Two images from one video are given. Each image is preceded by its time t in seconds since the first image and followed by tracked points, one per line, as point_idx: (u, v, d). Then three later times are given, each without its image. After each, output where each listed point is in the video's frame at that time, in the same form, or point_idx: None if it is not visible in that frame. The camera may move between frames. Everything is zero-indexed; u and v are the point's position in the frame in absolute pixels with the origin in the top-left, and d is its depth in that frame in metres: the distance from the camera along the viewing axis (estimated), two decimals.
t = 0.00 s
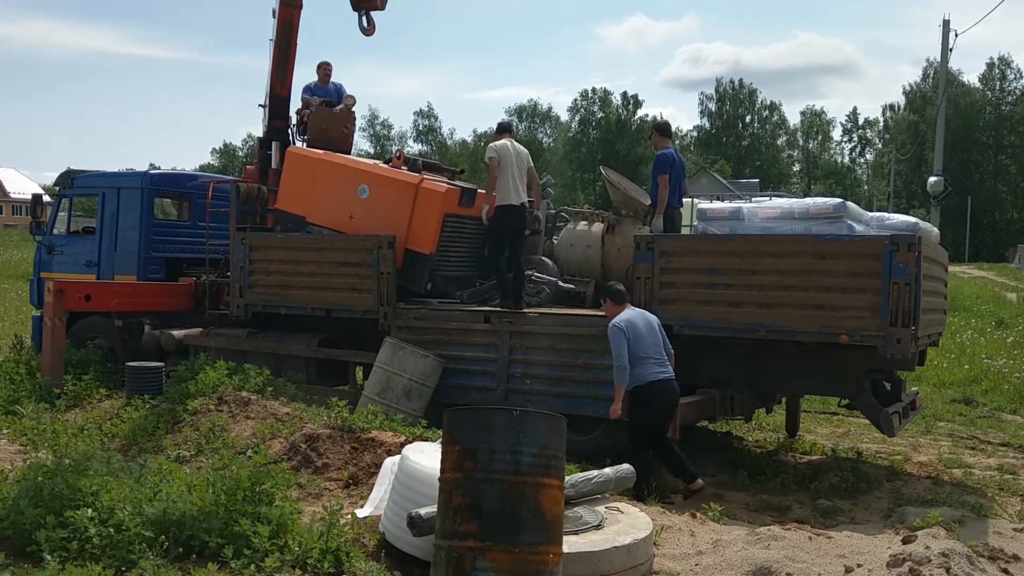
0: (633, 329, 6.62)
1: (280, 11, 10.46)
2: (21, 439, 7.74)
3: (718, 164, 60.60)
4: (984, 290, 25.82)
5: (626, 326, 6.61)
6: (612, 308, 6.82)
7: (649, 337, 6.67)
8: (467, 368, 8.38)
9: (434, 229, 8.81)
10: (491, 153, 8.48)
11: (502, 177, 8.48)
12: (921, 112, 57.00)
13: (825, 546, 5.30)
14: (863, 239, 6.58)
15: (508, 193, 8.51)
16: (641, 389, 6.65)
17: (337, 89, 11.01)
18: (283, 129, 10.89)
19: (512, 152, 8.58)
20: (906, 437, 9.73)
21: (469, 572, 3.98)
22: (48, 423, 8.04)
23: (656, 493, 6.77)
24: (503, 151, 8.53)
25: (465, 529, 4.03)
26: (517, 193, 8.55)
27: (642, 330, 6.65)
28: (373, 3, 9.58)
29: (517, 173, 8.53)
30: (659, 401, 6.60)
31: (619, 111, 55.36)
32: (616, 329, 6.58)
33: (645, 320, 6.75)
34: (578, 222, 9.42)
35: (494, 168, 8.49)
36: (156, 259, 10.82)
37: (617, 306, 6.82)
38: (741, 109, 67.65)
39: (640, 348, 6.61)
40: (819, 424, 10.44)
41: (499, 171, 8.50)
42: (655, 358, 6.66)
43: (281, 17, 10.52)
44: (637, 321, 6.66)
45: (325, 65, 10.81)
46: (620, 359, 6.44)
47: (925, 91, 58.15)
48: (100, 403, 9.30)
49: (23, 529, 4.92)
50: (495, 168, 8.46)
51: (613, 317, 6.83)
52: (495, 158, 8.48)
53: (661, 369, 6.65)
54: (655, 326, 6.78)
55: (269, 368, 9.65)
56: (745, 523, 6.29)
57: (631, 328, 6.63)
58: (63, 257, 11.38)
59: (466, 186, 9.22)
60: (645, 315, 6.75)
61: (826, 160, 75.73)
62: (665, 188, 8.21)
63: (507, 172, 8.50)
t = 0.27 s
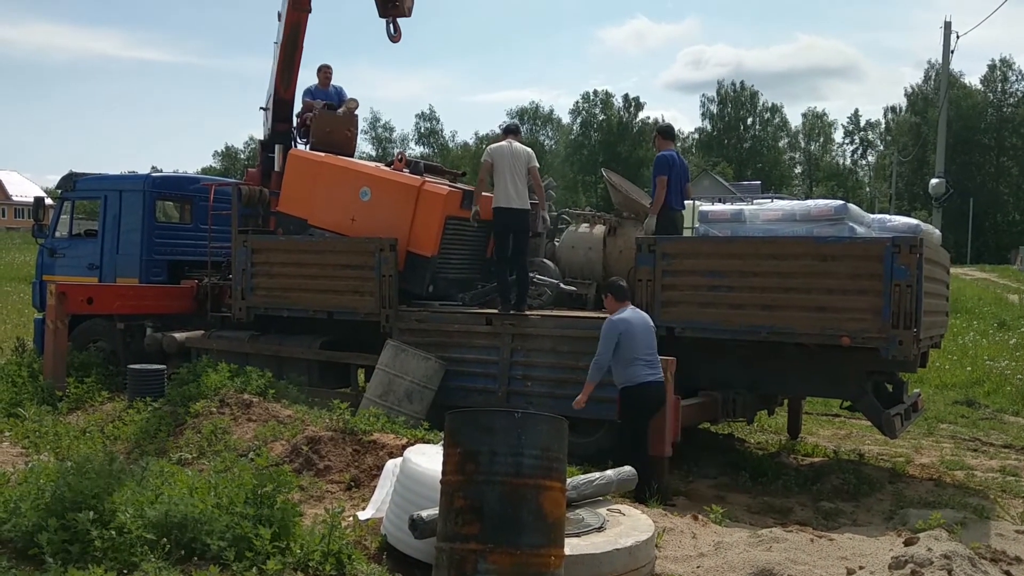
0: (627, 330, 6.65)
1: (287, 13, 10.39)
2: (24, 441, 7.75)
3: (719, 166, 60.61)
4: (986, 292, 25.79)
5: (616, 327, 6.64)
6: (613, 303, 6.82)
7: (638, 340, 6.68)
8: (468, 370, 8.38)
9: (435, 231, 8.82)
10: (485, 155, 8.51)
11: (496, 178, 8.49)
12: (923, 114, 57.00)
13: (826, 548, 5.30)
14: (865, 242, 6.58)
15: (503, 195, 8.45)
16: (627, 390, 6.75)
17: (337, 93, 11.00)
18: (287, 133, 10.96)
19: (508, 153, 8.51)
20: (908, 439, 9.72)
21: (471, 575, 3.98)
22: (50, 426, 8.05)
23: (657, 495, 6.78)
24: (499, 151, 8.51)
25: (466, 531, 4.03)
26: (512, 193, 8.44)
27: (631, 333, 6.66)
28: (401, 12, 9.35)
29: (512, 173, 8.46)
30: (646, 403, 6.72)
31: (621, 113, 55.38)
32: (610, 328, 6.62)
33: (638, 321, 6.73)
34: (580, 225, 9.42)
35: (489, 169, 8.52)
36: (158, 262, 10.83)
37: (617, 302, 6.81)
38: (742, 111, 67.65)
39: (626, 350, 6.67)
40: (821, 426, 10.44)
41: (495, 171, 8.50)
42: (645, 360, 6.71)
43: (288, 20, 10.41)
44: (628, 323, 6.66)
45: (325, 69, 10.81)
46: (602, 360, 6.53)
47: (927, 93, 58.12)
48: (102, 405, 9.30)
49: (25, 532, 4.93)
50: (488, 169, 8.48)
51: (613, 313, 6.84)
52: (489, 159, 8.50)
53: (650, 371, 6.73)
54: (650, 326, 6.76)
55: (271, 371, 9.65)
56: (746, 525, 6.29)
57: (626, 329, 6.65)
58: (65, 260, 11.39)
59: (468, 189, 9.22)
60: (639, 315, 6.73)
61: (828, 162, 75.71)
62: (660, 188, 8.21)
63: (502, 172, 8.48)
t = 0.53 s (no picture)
0: (619, 333, 6.68)
1: (294, 16, 10.35)
2: (24, 444, 7.75)
3: (720, 168, 60.61)
4: (987, 294, 25.78)
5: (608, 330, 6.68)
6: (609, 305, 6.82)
7: (627, 344, 6.72)
8: (469, 372, 8.38)
9: (436, 233, 8.82)
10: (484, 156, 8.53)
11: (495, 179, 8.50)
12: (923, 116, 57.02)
13: (827, 550, 5.30)
14: (865, 243, 6.59)
15: (498, 195, 8.47)
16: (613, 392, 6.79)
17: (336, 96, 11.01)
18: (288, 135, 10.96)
19: (507, 154, 8.52)
20: (909, 441, 9.72)
21: None
22: (51, 429, 8.05)
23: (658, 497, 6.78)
24: (498, 152, 8.52)
25: (466, 534, 4.03)
26: (506, 194, 8.44)
27: (621, 337, 6.70)
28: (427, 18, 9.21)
29: (510, 174, 8.45)
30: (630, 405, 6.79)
31: (622, 115, 55.39)
32: (603, 330, 6.66)
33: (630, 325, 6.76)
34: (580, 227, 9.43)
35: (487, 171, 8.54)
36: (159, 265, 10.84)
37: (614, 304, 6.83)
38: (743, 113, 67.68)
39: (615, 354, 6.72)
40: (822, 428, 10.43)
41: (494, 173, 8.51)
42: (634, 364, 6.75)
43: (295, 23, 10.38)
44: (619, 326, 6.70)
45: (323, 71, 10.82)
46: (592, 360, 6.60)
47: (928, 95, 58.13)
48: (103, 408, 9.29)
49: (26, 535, 4.93)
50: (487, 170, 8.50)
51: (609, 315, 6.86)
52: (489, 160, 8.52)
53: (637, 376, 6.77)
54: (641, 332, 6.79)
55: (271, 373, 9.66)
56: (747, 527, 6.29)
57: (617, 332, 6.70)
58: (66, 263, 11.40)
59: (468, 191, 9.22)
60: (632, 320, 6.75)
61: (829, 163, 75.70)
62: (661, 189, 8.18)
63: (501, 173, 8.49)
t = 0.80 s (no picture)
0: (603, 333, 6.97)
1: (299, 18, 10.20)
2: (24, 446, 7.75)
3: (719, 170, 60.63)
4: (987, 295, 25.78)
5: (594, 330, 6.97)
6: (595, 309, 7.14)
7: (611, 345, 6.98)
8: (468, 374, 8.39)
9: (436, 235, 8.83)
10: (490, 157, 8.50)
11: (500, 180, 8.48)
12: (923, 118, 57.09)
13: (826, 552, 5.30)
14: (864, 245, 6.59)
15: (501, 197, 8.45)
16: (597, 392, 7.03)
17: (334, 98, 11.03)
18: (288, 136, 10.95)
19: (512, 156, 8.49)
20: (909, 442, 9.72)
21: None
22: (50, 431, 8.05)
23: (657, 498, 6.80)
24: (504, 154, 8.48)
25: (466, 536, 4.03)
26: (509, 197, 8.44)
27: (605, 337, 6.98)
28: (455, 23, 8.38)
29: (514, 176, 8.44)
30: (614, 403, 7.00)
31: (621, 117, 55.41)
32: (588, 330, 6.96)
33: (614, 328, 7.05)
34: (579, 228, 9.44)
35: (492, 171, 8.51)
36: (158, 267, 10.84)
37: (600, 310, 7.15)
38: (742, 114, 67.71)
39: (599, 353, 6.98)
40: (822, 429, 10.44)
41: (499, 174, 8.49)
42: (618, 364, 7.00)
43: (300, 25, 10.23)
44: (604, 327, 7.00)
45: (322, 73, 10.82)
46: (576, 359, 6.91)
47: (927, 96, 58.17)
48: (102, 410, 9.29)
49: (25, 537, 4.93)
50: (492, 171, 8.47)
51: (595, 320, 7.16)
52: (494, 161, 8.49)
53: (621, 375, 7.02)
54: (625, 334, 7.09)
55: (271, 375, 9.66)
56: (746, 529, 6.29)
57: (602, 332, 6.98)
58: (66, 265, 11.41)
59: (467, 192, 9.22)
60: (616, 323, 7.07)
61: (828, 165, 75.73)
62: (666, 193, 8.20)
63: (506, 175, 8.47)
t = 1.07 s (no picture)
0: (589, 328, 7.15)
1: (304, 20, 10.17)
2: (22, 448, 7.75)
3: (718, 172, 60.65)
4: (985, 296, 25.81)
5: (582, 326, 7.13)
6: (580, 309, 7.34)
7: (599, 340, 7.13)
8: (467, 375, 8.38)
9: (434, 237, 8.83)
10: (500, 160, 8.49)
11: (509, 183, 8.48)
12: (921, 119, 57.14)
13: (824, 553, 5.30)
14: (861, 246, 6.59)
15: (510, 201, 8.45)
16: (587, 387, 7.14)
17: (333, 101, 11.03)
18: (288, 137, 10.91)
19: (523, 159, 8.49)
20: (907, 444, 9.72)
21: None
22: (48, 433, 8.04)
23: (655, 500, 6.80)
24: (515, 157, 8.48)
25: (464, 538, 4.03)
26: (518, 200, 8.44)
27: (593, 332, 7.13)
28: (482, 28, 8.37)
29: (524, 180, 8.45)
30: (603, 397, 7.11)
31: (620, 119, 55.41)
32: (575, 325, 7.13)
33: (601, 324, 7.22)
34: (578, 230, 9.44)
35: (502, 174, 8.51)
36: (157, 269, 10.83)
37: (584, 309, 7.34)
38: (740, 116, 67.73)
39: (588, 348, 7.12)
40: (820, 431, 10.44)
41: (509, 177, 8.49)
42: (606, 359, 7.14)
43: (305, 27, 10.20)
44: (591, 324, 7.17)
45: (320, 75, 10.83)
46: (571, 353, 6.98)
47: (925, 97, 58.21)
48: (101, 412, 9.28)
49: (22, 539, 4.92)
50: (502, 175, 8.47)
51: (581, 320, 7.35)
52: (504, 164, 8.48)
53: (609, 370, 7.14)
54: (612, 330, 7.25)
55: (269, 377, 9.65)
56: (745, 530, 6.29)
57: (590, 328, 7.15)
58: (64, 267, 11.40)
59: (466, 195, 9.24)
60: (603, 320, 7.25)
61: (827, 166, 75.76)
62: (664, 194, 8.21)
63: (516, 178, 8.46)
